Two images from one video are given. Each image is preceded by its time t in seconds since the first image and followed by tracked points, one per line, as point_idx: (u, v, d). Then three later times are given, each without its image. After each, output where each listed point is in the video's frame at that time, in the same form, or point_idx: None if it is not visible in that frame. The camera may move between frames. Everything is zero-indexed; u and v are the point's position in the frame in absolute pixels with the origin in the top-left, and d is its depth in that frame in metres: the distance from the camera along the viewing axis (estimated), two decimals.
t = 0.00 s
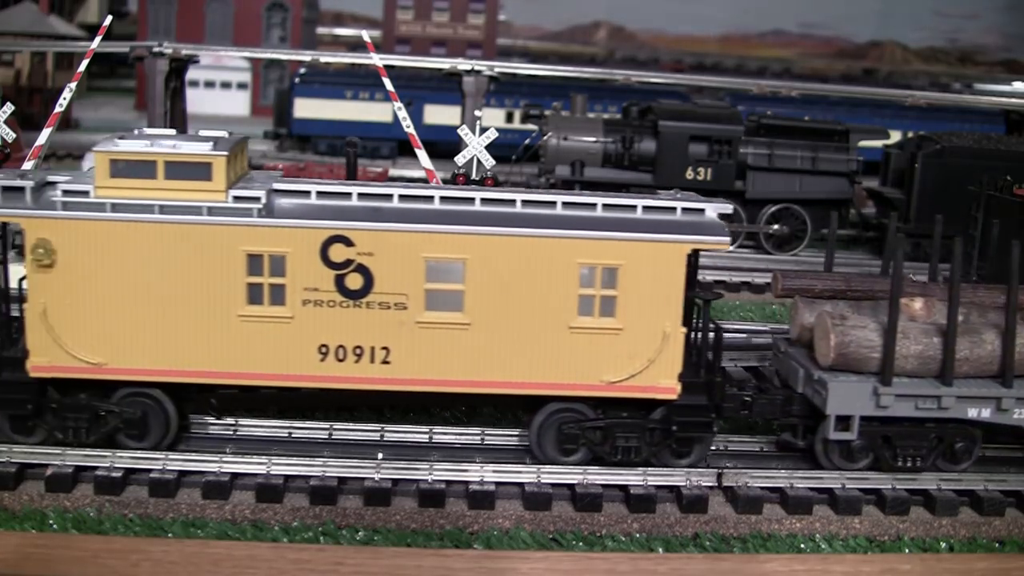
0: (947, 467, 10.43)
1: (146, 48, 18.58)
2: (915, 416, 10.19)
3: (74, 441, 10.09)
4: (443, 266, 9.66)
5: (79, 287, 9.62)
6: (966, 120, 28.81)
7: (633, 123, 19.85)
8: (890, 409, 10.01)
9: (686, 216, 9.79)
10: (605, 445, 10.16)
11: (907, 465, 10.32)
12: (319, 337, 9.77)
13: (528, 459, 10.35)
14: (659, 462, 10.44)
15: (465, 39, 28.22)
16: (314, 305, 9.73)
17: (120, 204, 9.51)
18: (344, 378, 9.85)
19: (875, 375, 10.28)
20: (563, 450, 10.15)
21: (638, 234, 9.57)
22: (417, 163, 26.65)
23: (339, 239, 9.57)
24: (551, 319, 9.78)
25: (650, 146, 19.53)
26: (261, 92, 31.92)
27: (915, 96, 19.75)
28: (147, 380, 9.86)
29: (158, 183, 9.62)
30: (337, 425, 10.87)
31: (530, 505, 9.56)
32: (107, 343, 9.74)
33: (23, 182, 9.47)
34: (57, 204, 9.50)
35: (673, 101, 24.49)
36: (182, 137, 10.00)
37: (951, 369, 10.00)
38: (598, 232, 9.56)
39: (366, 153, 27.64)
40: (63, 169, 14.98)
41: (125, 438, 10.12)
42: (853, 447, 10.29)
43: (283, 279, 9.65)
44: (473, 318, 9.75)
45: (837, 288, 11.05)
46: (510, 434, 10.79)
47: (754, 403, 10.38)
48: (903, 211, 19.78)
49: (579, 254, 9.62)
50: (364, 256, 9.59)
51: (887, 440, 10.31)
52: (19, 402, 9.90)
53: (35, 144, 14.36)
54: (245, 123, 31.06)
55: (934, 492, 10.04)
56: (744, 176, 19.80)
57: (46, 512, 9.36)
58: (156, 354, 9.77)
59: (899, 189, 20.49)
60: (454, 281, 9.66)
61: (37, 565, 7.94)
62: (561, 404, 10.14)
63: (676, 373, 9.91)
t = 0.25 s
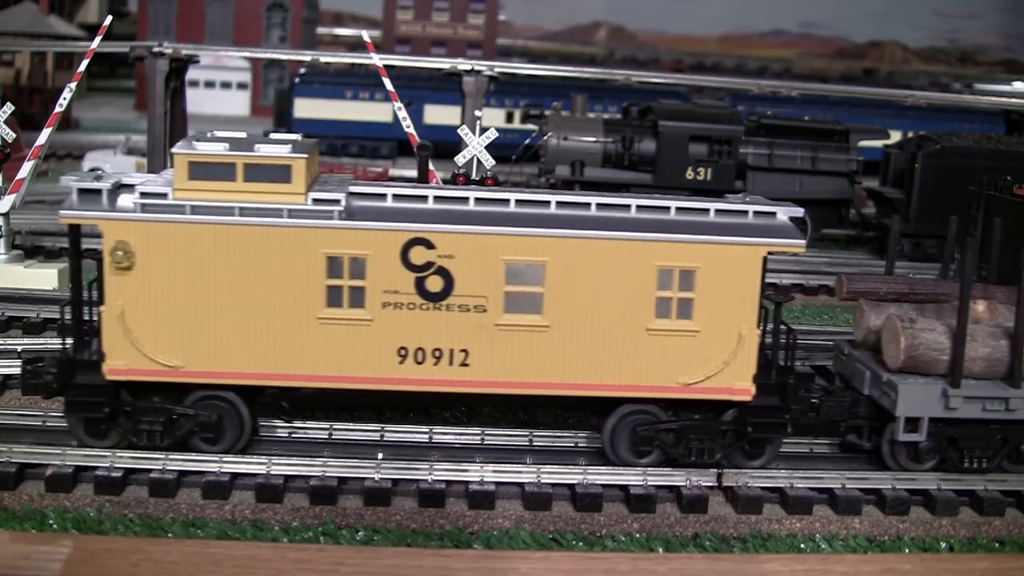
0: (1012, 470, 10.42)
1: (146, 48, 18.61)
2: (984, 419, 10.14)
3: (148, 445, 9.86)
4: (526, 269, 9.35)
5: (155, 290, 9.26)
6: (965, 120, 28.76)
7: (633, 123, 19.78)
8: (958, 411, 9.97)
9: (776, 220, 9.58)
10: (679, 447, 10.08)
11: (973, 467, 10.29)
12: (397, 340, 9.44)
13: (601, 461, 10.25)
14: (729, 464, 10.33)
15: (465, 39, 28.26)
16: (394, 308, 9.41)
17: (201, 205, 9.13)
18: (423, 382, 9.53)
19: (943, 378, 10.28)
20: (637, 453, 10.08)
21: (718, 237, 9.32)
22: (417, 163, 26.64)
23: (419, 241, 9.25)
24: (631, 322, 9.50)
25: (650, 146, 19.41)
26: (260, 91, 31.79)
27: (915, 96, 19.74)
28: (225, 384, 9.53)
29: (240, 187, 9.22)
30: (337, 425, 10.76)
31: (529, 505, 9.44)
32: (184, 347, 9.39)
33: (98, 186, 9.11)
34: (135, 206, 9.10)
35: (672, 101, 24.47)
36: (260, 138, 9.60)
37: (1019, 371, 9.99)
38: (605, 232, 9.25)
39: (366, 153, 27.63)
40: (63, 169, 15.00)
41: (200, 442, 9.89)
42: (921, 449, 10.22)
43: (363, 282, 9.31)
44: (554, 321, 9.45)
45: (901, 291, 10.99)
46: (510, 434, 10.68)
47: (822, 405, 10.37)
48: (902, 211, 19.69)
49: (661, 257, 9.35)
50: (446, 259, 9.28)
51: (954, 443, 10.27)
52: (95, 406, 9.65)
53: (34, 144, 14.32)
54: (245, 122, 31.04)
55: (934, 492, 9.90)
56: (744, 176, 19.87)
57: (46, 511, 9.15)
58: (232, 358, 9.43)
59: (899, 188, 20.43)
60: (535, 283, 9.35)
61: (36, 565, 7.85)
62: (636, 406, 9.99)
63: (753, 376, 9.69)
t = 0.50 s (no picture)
0: None
1: (146, 48, 18.55)
2: None
3: (226, 448, 9.85)
4: (606, 272, 9.40)
5: (235, 294, 9.27)
6: (965, 120, 28.73)
7: (633, 123, 19.58)
8: None
9: (824, 223, 9.64)
10: (752, 448, 10.10)
11: None
12: (478, 343, 9.46)
13: (673, 462, 10.28)
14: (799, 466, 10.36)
15: (465, 39, 28.26)
16: (476, 310, 9.43)
17: (283, 208, 9.15)
18: (505, 384, 9.55)
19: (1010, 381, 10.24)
20: (710, 455, 10.09)
21: (785, 240, 9.37)
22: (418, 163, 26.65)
23: (502, 244, 9.28)
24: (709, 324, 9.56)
25: (650, 146, 19.16)
26: (261, 92, 31.51)
27: (915, 97, 19.74)
28: (306, 387, 9.56)
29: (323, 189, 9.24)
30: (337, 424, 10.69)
31: (530, 505, 9.44)
32: (264, 350, 9.41)
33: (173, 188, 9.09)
34: (217, 210, 9.14)
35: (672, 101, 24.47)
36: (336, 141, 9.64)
37: None
38: (607, 232, 9.27)
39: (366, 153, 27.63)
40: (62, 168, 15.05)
41: (278, 445, 9.87)
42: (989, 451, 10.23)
43: (445, 284, 9.33)
44: (633, 323, 9.50)
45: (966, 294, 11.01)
46: (510, 434, 10.63)
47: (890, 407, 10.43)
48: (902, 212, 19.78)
49: (739, 260, 9.42)
50: (527, 262, 9.32)
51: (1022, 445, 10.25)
52: (175, 409, 9.64)
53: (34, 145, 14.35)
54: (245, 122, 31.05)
55: (934, 492, 9.89)
56: (744, 176, 19.77)
57: (46, 512, 9.14)
58: (314, 360, 9.45)
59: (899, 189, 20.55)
60: (616, 286, 9.41)
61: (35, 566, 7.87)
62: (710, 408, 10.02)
63: (826, 378, 9.76)
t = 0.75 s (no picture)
0: None
1: (146, 47, 18.61)
2: None
3: (304, 452, 9.89)
4: (685, 275, 9.56)
5: (318, 298, 9.36)
6: (966, 120, 28.66)
7: (634, 123, 19.67)
8: None
9: (822, 223, 9.73)
10: (823, 449, 10.20)
11: None
12: (558, 345, 9.60)
13: (745, 464, 10.38)
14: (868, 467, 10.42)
15: (465, 39, 28.29)
16: (557, 314, 9.56)
17: (366, 212, 9.23)
18: (582, 387, 9.70)
19: None
20: (782, 456, 10.19)
21: (782, 241, 9.47)
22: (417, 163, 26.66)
23: (584, 249, 9.43)
24: (781, 327, 9.73)
25: (650, 146, 19.17)
26: (260, 91, 31.81)
27: (915, 97, 19.73)
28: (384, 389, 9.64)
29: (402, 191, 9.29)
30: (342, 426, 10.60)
31: (530, 505, 9.44)
32: (345, 353, 9.50)
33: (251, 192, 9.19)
34: (298, 213, 9.21)
35: (672, 101, 24.45)
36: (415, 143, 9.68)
37: None
38: (675, 235, 9.44)
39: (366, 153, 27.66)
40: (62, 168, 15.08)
41: (354, 448, 9.96)
42: None
43: (526, 288, 9.45)
44: (710, 327, 9.65)
45: None
46: (510, 434, 10.62)
47: (955, 408, 10.31)
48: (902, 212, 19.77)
49: (814, 264, 9.58)
50: (608, 266, 9.46)
51: None
52: (254, 412, 9.65)
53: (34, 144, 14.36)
54: (245, 122, 31.03)
55: (934, 492, 9.88)
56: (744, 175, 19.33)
57: (46, 512, 9.14)
58: (394, 363, 9.54)
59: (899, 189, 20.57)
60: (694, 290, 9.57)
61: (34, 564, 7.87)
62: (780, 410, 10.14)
63: (898, 380, 9.91)
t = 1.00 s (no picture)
0: None
1: (146, 48, 17.87)
2: None
3: (381, 455, 9.24)
4: (762, 279, 9.20)
5: (399, 301, 8.98)
6: (966, 120, 28.53)
7: (633, 123, 18.42)
8: None
9: (816, 224, 9.31)
10: (893, 450, 9.66)
11: None
12: (635, 350, 9.20)
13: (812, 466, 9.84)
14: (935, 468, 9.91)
15: (465, 39, 28.09)
16: (636, 318, 9.17)
17: (447, 215, 8.89)
18: (658, 391, 9.29)
19: None
20: (851, 459, 9.65)
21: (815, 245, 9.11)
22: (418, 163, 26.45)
23: (661, 252, 9.06)
24: (854, 330, 9.35)
25: (650, 146, 17.96)
26: (260, 92, 31.64)
27: (915, 97, 19.51)
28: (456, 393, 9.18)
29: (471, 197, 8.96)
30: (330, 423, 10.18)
31: (529, 505, 8.74)
32: (424, 356, 9.07)
33: (319, 197, 8.83)
34: (379, 217, 8.87)
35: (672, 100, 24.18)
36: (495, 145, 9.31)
37: None
38: (763, 240, 9.08)
39: (366, 153, 27.54)
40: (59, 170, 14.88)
41: (431, 451, 9.30)
42: None
43: (605, 292, 9.07)
44: (786, 330, 9.28)
45: None
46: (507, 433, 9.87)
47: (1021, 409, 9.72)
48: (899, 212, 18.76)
49: (889, 269, 9.24)
50: (687, 270, 9.10)
51: None
52: (333, 416, 9.09)
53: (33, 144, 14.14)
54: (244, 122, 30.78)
55: (934, 492, 9.27)
56: (744, 176, 18.06)
57: (47, 512, 8.42)
58: (471, 367, 9.11)
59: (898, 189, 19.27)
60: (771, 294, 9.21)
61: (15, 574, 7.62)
62: (850, 411, 9.65)
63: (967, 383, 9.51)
